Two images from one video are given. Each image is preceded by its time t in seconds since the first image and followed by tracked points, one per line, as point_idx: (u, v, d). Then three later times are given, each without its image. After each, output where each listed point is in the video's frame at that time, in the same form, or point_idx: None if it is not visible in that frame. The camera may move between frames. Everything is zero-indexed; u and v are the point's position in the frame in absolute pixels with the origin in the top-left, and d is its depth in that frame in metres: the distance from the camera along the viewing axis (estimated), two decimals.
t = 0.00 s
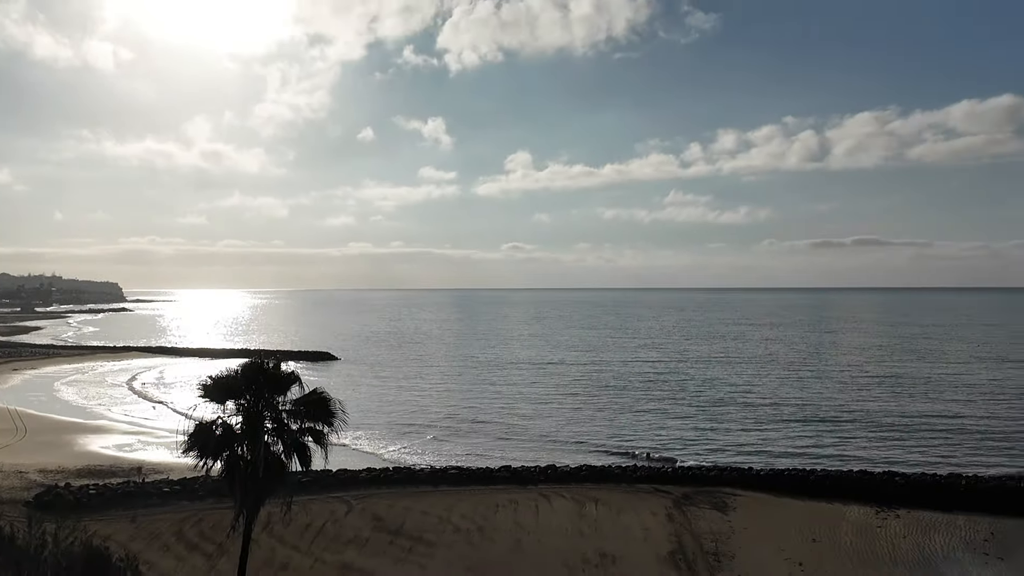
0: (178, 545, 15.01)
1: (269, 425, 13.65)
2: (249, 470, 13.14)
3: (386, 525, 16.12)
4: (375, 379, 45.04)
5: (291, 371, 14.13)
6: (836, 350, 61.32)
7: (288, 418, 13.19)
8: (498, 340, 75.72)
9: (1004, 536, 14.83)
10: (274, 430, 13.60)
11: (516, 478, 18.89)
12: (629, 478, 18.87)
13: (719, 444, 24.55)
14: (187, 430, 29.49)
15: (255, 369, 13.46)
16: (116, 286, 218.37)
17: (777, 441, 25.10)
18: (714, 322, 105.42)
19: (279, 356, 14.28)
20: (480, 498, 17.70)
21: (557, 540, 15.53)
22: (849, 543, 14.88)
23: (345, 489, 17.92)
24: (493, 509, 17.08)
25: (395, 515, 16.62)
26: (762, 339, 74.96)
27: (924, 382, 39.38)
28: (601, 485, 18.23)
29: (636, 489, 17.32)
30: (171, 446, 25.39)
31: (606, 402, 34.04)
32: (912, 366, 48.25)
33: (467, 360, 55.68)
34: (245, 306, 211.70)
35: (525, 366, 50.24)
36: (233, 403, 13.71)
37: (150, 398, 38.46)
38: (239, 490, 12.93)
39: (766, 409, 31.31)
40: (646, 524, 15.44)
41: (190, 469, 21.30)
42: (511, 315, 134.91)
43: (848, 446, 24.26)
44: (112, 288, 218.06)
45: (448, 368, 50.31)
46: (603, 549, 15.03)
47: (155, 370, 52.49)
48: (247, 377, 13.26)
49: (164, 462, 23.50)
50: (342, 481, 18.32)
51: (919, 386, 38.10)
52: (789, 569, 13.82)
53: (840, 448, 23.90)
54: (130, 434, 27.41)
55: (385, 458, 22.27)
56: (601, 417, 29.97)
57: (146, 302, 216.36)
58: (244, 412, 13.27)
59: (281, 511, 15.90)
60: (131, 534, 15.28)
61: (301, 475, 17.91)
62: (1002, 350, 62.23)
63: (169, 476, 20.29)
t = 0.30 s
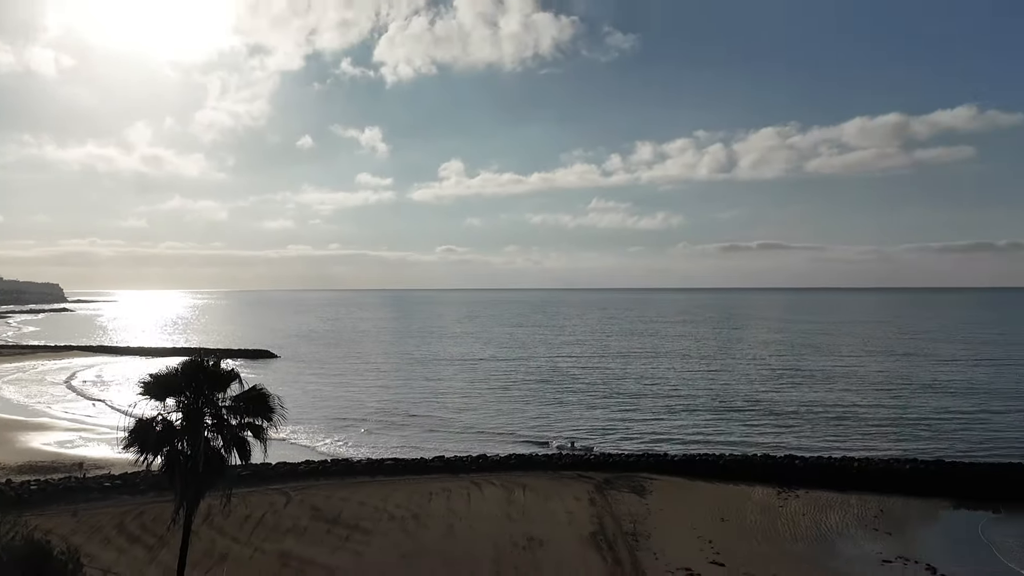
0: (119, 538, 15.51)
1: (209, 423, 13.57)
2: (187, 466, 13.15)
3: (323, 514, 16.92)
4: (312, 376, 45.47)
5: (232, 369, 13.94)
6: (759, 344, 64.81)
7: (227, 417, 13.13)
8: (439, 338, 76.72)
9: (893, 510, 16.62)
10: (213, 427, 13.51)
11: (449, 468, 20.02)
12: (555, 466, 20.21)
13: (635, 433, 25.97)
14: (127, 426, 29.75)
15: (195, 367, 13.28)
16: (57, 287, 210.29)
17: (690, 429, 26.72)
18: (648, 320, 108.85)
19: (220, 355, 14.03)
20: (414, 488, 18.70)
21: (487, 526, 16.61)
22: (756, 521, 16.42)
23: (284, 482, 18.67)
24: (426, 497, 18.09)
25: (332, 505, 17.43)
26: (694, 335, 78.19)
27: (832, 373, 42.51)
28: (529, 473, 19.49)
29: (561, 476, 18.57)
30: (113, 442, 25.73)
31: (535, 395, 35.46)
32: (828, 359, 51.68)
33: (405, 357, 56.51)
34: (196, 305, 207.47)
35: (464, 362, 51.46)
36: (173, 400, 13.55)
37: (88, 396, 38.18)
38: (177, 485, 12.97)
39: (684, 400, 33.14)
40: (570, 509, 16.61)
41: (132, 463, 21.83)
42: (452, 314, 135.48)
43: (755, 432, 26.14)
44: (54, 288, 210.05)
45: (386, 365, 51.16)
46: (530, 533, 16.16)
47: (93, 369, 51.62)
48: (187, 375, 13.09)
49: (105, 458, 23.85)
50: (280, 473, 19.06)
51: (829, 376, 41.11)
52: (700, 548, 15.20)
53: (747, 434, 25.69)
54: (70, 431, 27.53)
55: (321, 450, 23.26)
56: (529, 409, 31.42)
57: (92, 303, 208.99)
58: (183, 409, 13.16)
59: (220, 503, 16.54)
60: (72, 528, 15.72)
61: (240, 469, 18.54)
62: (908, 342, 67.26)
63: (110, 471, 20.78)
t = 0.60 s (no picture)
0: (56, 533, 15.90)
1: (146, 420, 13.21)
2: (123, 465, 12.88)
3: (260, 507, 17.70)
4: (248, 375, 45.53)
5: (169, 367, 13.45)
6: (689, 340, 68.04)
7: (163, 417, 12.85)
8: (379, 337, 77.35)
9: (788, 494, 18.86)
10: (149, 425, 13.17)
11: (382, 459, 21.20)
12: (482, 455, 21.68)
13: (556, 424, 27.46)
14: (62, 424, 29.77)
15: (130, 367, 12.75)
16: None
17: (609, 419, 28.40)
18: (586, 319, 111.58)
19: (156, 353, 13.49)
20: (348, 479, 19.74)
21: (419, 513, 17.75)
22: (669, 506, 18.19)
23: (221, 477, 19.42)
24: (360, 488, 19.12)
25: (268, 497, 18.23)
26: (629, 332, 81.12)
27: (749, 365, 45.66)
28: (458, 462, 20.88)
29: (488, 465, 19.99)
30: (47, 440, 25.85)
31: (466, 389, 36.85)
32: (749, 353, 55.06)
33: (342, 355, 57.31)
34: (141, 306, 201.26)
35: (403, 360, 52.42)
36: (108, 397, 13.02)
37: (18, 395, 37.55)
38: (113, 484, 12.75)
39: (607, 392, 35.00)
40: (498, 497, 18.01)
41: (69, 461, 22.19)
42: (389, 314, 135.98)
43: (667, 420, 28.12)
44: None
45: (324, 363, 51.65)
46: (460, 518, 17.39)
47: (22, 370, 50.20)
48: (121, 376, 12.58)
49: (40, 455, 24.02)
50: (216, 469, 19.74)
51: (745, 368, 44.12)
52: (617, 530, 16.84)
53: (661, 422, 27.57)
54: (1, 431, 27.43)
55: (257, 446, 24.22)
56: (460, 403, 32.91)
57: (25, 304, 199.32)
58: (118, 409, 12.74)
59: (158, 498, 17.14)
60: (7, 525, 15.99)
61: (176, 465, 19.11)
62: (821, 337, 72.39)
63: (46, 468, 21.08)
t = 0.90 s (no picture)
0: None
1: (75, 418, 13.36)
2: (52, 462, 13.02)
3: (192, 502, 18.32)
4: (180, 374, 45.19)
5: (98, 366, 13.63)
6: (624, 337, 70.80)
7: (93, 415, 13.05)
8: (320, 337, 77.46)
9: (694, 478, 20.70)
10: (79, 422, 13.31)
11: (315, 454, 22.18)
12: (410, 448, 22.97)
13: (483, 417, 28.84)
14: None
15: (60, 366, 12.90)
16: None
17: (533, 413, 29.96)
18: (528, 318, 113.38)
19: (85, 352, 13.67)
20: (281, 473, 20.59)
21: (349, 503, 18.74)
22: (586, 491, 19.85)
23: (152, 473, 19.94)
24: (292, 481, 19.98)
25: (201, 493, 18.88)
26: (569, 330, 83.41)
27: (675, 359, 48.45)
28: (386, 455, 22.10)
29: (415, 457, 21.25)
30: None
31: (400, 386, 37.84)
32: (677, 347, 58.23)
33: (279, 354, 57.52)
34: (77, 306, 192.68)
35: (342, 358, 52.84)
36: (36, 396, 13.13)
37: None
38: (42, 480, 12.89)
39: (534, 387, 36.71)
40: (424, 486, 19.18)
41: None
42: (331, 314, 135.54)
43: (588, 412, 29.92)
44: None
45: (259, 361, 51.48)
46: (388, 507, 18.48)
47: None
48: (50, 375, 12.69)
49: None
50: (148, 466, 20.23)
51: (671, 361, 46.79)
52: (536, 516, 18.24)
53: (582, 413, 29.33)
54: None
55: (186, 443, 24.88)
56: (392, 399, 33.98)
57: None
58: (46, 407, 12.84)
59: (89, 495, 17.56)
60: None
61: (107, 463, 19.48)
62: (746, 333, 76.93)
63: None
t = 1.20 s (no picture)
0: None
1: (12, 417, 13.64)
2: None
3: (135, 497, 18.78)
4: (119, 373, 44.53)
5: (37, 366, 13.97)
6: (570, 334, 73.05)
7: (32, 413, 13.42)
8: (269, 335, 76.75)
9: (618, 465, 22.43)
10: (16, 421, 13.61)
11: (258, 448, 22.93)
12: (351, 441, 24.00)
13: (424, 411, 30.02)
14: None
15: None
16: None
17: (471, 406, 31.43)
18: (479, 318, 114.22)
19: (22, 352, 13.96)
20: (224, 467, 21.25)
21: (292, 495, 19.56)
22: (518, 479, 21.28)
23: (93, 469, 20.24)
24: (235, 475, 20.66)
25: (144, 489, 19.35)
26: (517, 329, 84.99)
27: (615, 355, 50.76)
28: (328, 448, 23.07)
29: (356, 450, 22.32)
30: None
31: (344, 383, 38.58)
32: (620, 344, 60.83)
33: (225, 352, 57.03)
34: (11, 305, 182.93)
35: (289, 356, 52.84)
36: None
37: None
38: None
39: (475, 382, 38.20)
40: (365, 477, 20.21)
41: None
42: (282, 313, 133.40)
43: (525, 405, 31.51)
44: None
45: (203, 360, 51.07)
46: (330, 498, 19.40)
47: None
48: None
49: None
50: (89, 464, 20.51)
51: (610, 357, 49.03)
52: (471, 503, 19.46)
53: (519, 406, 30.88)
54: None
55: (126, 440, 25.12)
56: (335, 395, 34.77)
57: None
58: None
59: (28, 493, 17.78)
60: None
61: (45, 461, 19.66)
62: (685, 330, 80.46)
63: None
